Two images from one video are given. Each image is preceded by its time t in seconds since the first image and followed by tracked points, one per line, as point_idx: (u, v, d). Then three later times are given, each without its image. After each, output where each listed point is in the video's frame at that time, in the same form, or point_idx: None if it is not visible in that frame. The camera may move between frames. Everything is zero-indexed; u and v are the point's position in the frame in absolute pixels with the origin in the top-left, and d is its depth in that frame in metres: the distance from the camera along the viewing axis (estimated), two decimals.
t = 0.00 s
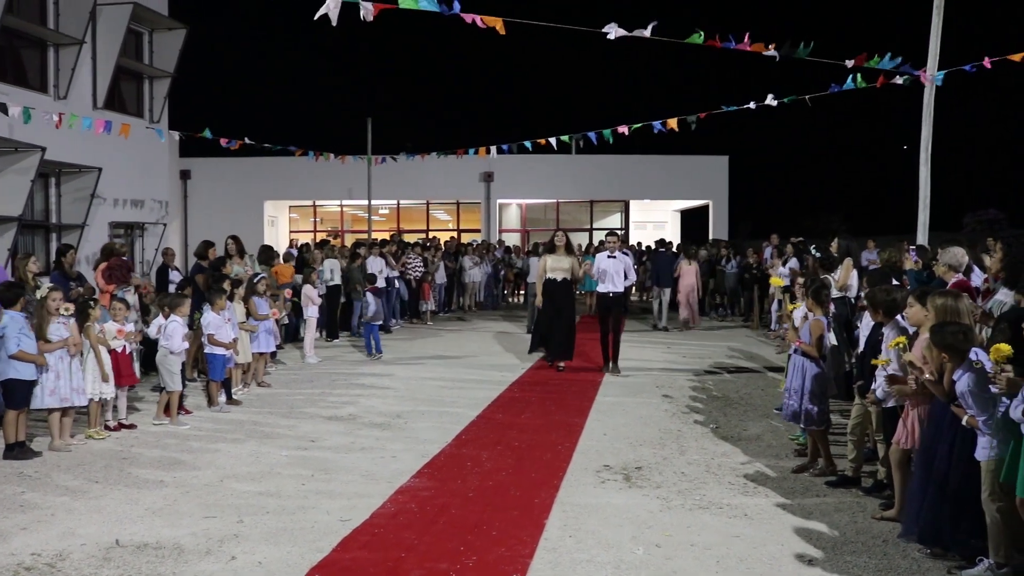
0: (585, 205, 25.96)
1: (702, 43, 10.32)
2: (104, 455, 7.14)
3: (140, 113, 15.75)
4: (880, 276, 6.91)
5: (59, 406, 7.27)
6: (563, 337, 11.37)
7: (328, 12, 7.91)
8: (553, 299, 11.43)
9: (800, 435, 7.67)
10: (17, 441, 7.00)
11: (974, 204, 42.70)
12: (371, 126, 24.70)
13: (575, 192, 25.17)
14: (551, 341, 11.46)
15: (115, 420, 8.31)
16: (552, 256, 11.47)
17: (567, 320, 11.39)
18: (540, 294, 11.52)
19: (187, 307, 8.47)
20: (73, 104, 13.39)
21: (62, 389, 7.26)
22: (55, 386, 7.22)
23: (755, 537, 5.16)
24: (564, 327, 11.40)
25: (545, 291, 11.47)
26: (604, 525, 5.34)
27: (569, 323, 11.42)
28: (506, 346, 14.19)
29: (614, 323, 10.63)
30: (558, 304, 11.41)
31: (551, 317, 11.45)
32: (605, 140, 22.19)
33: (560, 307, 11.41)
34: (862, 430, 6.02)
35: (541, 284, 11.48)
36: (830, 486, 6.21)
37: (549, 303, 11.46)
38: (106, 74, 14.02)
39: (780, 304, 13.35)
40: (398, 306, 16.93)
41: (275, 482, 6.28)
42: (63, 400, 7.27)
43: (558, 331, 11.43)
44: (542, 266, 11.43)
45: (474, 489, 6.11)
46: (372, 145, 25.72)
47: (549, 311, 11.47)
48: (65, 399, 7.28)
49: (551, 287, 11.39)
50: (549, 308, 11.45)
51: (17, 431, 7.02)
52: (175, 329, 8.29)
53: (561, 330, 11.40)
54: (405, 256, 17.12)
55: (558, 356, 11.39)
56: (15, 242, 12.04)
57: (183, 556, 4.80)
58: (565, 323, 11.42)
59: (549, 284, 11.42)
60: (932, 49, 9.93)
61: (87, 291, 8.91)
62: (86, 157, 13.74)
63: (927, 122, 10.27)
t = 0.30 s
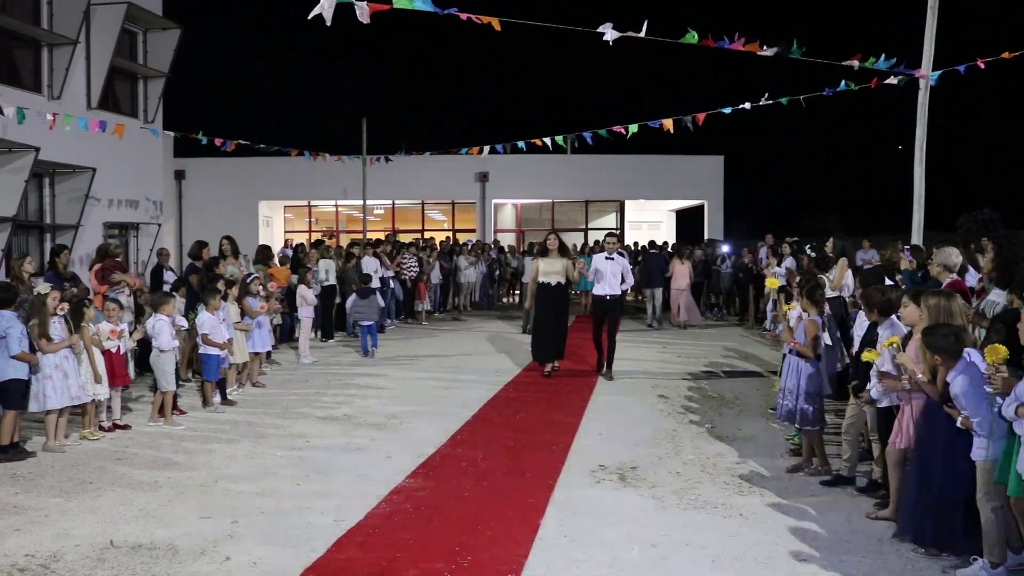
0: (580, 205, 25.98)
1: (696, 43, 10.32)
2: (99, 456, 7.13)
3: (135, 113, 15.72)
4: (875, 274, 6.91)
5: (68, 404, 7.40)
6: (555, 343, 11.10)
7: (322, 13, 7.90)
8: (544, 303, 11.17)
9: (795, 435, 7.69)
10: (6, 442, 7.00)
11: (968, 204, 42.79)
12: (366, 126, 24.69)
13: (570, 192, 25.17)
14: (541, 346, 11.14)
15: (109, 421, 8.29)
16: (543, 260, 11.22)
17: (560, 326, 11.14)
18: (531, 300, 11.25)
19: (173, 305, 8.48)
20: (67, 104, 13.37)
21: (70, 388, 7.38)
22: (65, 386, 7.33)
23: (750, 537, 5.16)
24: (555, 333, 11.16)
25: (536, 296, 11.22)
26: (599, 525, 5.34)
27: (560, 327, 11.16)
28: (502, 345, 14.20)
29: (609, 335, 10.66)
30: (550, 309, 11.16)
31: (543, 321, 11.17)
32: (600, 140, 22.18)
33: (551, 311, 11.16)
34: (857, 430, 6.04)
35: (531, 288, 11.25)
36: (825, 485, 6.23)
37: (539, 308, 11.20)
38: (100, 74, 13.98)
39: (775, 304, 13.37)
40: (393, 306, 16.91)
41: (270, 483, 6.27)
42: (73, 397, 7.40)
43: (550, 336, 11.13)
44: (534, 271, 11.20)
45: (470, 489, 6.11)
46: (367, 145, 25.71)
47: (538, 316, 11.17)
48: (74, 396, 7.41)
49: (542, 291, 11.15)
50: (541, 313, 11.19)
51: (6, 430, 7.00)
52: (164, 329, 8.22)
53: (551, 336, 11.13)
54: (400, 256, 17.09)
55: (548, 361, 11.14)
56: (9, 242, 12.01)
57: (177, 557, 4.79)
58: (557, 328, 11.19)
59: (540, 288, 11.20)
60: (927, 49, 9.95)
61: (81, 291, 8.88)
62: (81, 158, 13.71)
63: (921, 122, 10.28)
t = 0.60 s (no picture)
0: (576, 202, 25.99)
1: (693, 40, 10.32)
2: (95, 453, 7.12)
3: (131, 110, 15.69)
4: (870, 271, 6.92)
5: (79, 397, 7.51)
6: (555, 340, 10.77)
7: (318, 10, 7.89)
8: (541, 299, 10.88)
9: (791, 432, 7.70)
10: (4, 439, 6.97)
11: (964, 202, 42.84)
12: (363, 124, 24.66)
13: (567, 189, 25.16)
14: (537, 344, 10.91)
15: (105, 419, 8.27)
16: (538, 255, 10.90)
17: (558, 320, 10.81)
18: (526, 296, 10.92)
19: (162, 302, 8.43)
20: (63, 101, 13.33)
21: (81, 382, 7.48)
22: (77, 379, 7.43)
23: (746, 534, 5.17)
24: (552, 329, 10.87)
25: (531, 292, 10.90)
26: (594, 523, 5.35)
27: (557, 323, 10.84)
28: (498, 343, 14.20)
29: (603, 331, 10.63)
30: (547, 304, 10.88)
31: (540, 317, 10.90)
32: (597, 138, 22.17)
33: (546, 306, 10.92)
34: (852, 428, 6.05)
35: (527, 284, 10.91)
36: (820, 483, 6.23)
37: (535, 303, 10.92)
38: (96, 71, 13.94)
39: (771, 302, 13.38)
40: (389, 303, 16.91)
41: (265, 481, 6.27)
42: (83, 390, 7.53)
43: (549, 333, 10.81)
44: (529, 266, 10.88)
45: (466, 487, 6.11)
46: (363, 142, 25.68)
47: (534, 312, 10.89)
48: (84, 388, 7.54)
49: (539, 286, 10.84)
50: (538, 308, 10.90)
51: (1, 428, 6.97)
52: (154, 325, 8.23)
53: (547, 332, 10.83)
54: (396, 254, 17.05)
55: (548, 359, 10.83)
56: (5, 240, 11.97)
57: (173, 555, 4.79)
58: (554, 324, 10.89)
59: (537, 283, 10.88)
60: (923, 47, 9.96)
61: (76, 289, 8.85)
62: (76, 155, 13.68)
63: (917, 120, 10.29)
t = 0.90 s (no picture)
0: (574, 202, 26.00)
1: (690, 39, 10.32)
2: (92, 453, 7.11)
3: (128, 110, 15.68)
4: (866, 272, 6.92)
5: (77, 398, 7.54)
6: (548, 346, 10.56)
7: (316, 9, 7.89)
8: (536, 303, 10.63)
9: (789, 432, 7.71)
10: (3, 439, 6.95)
11: (962, 203, 42.90)
12: (361, 123, 24.65)
13: (565, 189, 25.17)
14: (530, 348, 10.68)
15: (102, 418, 8.26)
16: (535, 258, 10.55)
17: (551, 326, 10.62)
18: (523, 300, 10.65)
19: (158, 302, 8.46)
20: (60, 101, 13.32)
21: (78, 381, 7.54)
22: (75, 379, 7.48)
23: (743, 534, 5.17)
24: (544, 335, 10.63)
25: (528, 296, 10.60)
26: (592, 522, 5.35)
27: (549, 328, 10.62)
28: (495, 343, 14.21)
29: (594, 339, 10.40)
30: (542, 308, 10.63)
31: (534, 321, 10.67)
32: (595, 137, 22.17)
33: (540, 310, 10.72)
34: (850, 427, 6.05)
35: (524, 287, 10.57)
36: (818, 482, 6.23)
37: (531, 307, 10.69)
38: (93, 71, 13.92)
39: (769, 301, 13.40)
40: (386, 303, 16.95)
41: (263, 480, 6.26)
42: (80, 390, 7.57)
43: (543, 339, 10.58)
44: (526, 270, 10.52)
45: (463, 487, 6.11)
46: (360, 141, 25.67)
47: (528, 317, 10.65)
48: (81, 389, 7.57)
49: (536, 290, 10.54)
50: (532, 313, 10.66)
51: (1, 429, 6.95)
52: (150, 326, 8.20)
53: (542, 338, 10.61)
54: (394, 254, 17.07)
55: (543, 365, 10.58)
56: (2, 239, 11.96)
57: (170, 554, 4.79)
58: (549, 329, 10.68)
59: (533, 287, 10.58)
60: (920, 47, 9.97)
61: (73, 289, 8.83)
62: (74, 154, 13.67)
63: (914, 120, 10.30)
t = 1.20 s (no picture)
0: (573, 201, 26.01)
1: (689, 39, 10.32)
2: (90, 451, 7.11)
3: (127, 109, 15.67)
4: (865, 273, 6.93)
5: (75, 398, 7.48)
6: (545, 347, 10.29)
7: (315, 8, 7.89)
8: (529, 304, 10.22)
9: (787, 432, 7.71)
10: (9, 432, 7.02)
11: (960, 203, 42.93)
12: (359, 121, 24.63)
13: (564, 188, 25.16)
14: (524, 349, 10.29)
15: (100, 416, 8.25)
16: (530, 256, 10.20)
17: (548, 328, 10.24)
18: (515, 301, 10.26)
19: (152, 302, 8.38)
20: (59, 99, 13.31)
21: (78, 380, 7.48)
22: (73, 379, 7.42)
23: (741, 533, 5.17)
24: (539, 337, 10.26)
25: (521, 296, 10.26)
26: (590, 522, 5.34)
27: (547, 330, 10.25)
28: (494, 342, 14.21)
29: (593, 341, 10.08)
30: (536, 309, 10.22)
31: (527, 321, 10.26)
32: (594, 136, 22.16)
33: (534, 312, 10.32)
34: (848, 428, 6.05)
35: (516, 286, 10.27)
36: (816, 482, 6.23)
37: (525, 309, 10.25)
38: (92, 69, 13.91)
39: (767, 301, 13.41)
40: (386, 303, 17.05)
41: (261, 478, 6.27)
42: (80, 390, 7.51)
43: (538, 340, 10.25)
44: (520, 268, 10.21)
45: (461, 485, 6.11)
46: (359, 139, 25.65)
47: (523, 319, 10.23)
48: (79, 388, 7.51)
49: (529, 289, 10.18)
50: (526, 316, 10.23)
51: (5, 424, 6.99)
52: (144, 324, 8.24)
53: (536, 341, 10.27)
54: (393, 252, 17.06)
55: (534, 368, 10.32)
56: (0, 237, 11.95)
57: (167, 552, 4.78)
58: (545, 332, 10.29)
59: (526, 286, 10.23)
60: (919, 48, 9.97)
61: (71, 287, 8.83)
62: (72, 152, 13.65)
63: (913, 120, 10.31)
